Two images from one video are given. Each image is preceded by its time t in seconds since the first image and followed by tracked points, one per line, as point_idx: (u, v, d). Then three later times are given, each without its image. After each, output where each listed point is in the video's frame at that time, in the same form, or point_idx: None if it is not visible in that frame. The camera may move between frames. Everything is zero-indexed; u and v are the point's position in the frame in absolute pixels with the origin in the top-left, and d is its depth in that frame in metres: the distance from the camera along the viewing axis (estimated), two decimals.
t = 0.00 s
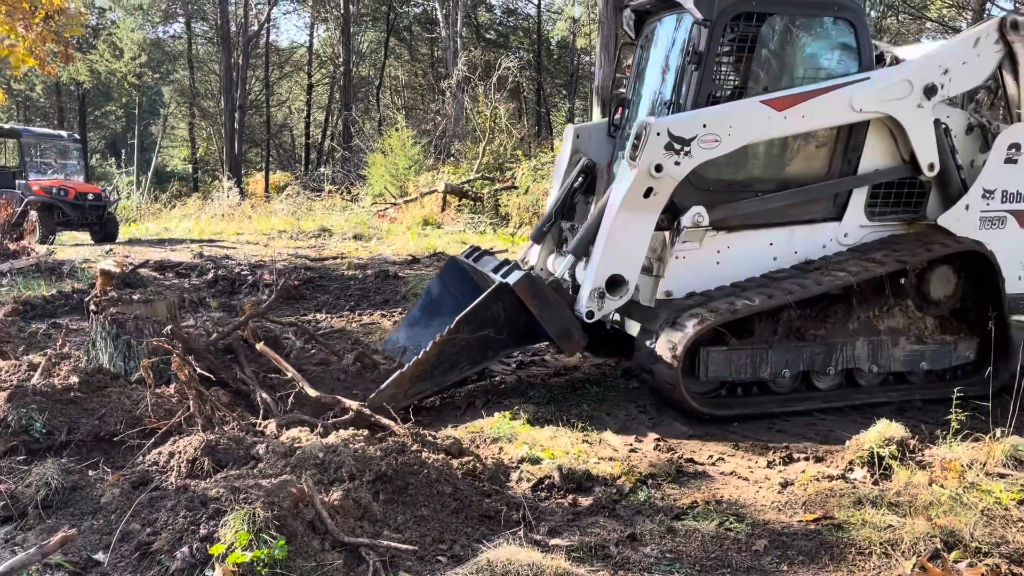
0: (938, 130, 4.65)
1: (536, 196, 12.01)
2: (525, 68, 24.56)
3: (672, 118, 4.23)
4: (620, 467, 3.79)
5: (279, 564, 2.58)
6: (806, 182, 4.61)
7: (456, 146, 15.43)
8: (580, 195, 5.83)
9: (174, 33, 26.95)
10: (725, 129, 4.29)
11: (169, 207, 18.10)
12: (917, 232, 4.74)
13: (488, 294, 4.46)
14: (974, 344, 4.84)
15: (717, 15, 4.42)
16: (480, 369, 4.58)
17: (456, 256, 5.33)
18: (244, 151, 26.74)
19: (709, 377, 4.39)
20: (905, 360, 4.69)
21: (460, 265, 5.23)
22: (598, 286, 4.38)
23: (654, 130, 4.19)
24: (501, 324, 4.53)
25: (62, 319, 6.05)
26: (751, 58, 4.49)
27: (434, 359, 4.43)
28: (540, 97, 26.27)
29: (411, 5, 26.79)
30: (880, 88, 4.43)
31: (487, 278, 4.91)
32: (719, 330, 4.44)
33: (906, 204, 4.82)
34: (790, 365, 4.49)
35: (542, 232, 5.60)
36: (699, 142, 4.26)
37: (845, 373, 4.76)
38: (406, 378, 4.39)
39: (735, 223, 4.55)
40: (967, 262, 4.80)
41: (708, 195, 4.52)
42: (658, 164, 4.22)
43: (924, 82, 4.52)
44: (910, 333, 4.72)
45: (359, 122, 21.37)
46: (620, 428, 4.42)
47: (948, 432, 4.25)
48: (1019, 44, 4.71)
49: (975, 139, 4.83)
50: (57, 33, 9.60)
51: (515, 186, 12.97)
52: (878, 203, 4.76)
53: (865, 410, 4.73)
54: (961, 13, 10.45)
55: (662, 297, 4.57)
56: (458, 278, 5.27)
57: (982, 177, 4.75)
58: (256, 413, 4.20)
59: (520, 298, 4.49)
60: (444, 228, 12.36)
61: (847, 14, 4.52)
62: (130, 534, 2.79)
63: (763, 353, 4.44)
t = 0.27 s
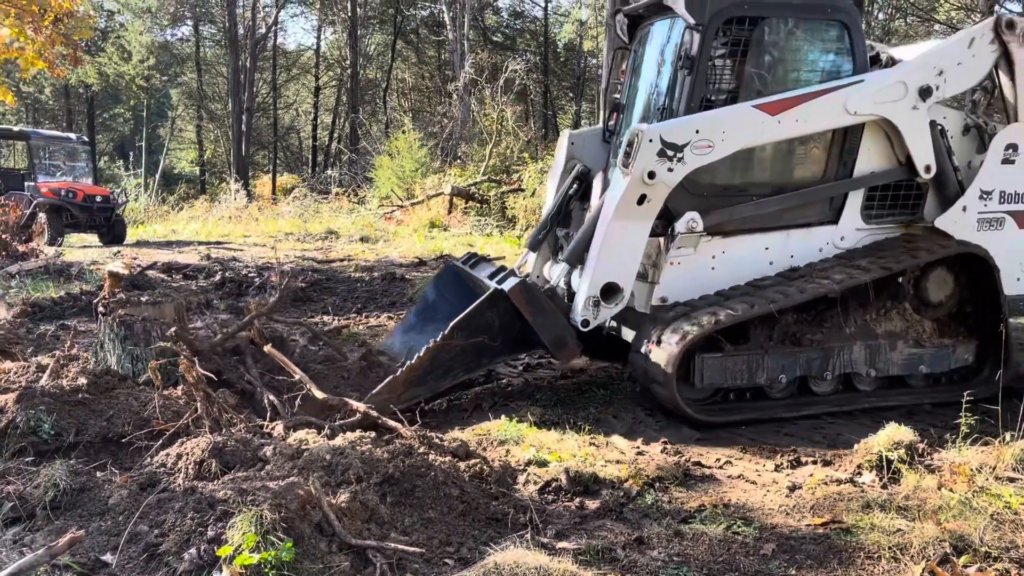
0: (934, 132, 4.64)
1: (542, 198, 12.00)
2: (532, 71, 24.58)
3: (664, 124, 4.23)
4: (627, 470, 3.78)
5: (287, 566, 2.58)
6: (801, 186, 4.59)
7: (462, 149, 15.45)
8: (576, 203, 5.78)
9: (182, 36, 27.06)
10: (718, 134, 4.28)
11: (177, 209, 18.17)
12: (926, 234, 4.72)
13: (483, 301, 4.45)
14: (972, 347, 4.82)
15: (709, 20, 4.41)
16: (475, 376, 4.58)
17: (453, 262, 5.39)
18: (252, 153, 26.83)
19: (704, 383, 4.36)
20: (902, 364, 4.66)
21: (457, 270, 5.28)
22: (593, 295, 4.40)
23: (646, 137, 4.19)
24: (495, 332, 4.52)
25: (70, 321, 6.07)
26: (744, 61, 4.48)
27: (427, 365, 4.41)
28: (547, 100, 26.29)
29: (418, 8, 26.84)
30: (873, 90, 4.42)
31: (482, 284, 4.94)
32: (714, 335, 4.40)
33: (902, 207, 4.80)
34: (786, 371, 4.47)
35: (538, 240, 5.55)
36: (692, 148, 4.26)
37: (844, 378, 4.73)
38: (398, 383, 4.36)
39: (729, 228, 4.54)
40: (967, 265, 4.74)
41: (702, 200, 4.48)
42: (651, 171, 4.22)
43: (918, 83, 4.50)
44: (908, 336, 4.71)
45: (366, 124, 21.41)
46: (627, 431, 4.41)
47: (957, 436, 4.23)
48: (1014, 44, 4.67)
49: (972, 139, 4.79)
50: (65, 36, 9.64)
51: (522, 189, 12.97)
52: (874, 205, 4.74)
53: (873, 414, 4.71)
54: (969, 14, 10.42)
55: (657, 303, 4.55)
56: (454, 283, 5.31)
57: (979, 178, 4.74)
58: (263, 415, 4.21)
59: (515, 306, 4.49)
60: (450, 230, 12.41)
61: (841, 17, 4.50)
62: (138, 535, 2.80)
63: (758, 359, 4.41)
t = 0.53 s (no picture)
0: (930, 132, 4.63)
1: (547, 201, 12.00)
2: (537, 74, 24.59)
3: (658, 134, 4.24)
4: (633, 474, 3.77)
5: (292, 568, 2.58)
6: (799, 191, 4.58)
7: (468, 152, 15.46)
8: (574, 212, 5.82)
9: (188, 39, 27.16)
10: (713, 142, 4.29)
11: (183, 211, 18.21)
12: (931, 236, 4.71)
13: (483, 309, 4.47)
14: (973, 348, 4.79)
15: (702, 26, 4.41)
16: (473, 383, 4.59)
17: (454, 269, 5.38)
18: (258, 156, 26.91)
19: (704, 393, 4.36)
20: (903, 369, 4.65)
21: (459, 278, 5.27)
22: (592, 306, 4.42)
23: (641, 147, 4.21)
24: (495, 340, 4.53)
25: (76, 323, 6.09)
26: (739, 66, 4.47)
27: (425, 371, 4.42)
28: (552, 103, 26.29)
29: (424, 11, 26.89)
30: (868, 95, 4.42)
31: (483, 292, 4.96)
32: (714, 344, 4.40)
33: (901, 209, 4.79)
34: (786, 377, 4.45)
35: (538, 249, 5.56)
36: (687, 157, 4.27)
37: (845, 383, 4.72)
38: (396, 389, 4.38)
39: (727, 234, 4.52)
40: (966, 266, 4.71)
41: (698, 208, 4.47)
42: (646, 181, 4.24)
43: (914, 84, 4.49)
44: (909, 339, 4.69)
45: (372, 127, 21.45)
46: (631, 434, 4.40)
47: (964, 441, 4.21)
48: (1010, 43, 4.65)
49: (971, 139, 4.78)
50: (73, 39, 9.69)
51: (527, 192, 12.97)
52: (873, 207, 4.73)
53: (880, 418, 4.69)
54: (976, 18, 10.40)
55: (655, 311, 4.55)
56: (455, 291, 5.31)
57: (978, 178, 4.72)
58: (269, 418, 4.21)
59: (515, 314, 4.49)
60: (456, 233, 12.43)
61: (835, 19, 4.48)
62: (143, 537, 2.80)
63: (758, 366, 4.40)
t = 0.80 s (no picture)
0: (931, 132, 4.62)
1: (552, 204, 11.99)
2: (542, 77, 24.59)
3: (657, 142, 4.22)
4: (637, 478, 3.77)
5: (297, 571, 2.58)
6: (800, 196, 4.57)
7: (472, 154, 15.49)
8: (576, 221, 5.88)
9: (194, 41, 27.25)
10: (713, 148, 4.28)
11: (188, 213, 18.26)
12: (937, 239, 4.69)
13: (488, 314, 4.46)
14: (979, 349, 4.77)
15: (699, 31, 4.38)
16: (475, 388, 4.59)
17: (460, 274, 5.44)
18: (263, 158, 26.98)
19: (709, 399, 4.34)
20: (909, 369, 4.65)
21: (464, 282, 5.31)
22: (595, 316, 4.40)
23: (640, 156, 4.18)
24: (499, 344, 4.53)
25: (82, 324, 6.11)
26: (737, 71, 4.45)
27: (427, 375, 4.42)
28: (557, 106, 26.28)
29: (429, 14, 26.94)
30: (868, 100, 4.40)
31: (488, 296, 4.97)
32: (717, 349, 4.38)
33: (904, 208, 4.76)
34: (791, 381, 4.44)
35: (539, 260, 5.62)
36: (687, 164, 4.26)
37: (850, 386, 4.70)
38: (398, 390, 4.37)
39: (729, 239, 4.52)
40: (970, 265, 4.66)
41: (699, 213, 4.48)
42: (646, 190, 4.22)
43: (913, 86, 4.47)
44: (914, 340, 4.69)
45: (377, 130, 21.50)
46: (636, 438, 4.40)
47: (971, 446, 4.19)
48: (1009, 40, 4.62)
49: (973, 137, 4.78)
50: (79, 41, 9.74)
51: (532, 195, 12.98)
52: (875, 209, 4.72)
53: (885, 423, 4.68)
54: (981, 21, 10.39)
55: (658, 318, 4.54)
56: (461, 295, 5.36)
57: (981, 177, 4.71)
58: (274, 420, 4.21)
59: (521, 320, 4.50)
60: (460, 235, 12.45)
61: (833, 22, 4.46)
62: (148, 539, 2.80)
63: (763, 371, 4.39)
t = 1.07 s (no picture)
0: (935, 139, 4.62)
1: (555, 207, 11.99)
2: (546, 79, 24.59)
3: (661, 143, 4.20)
4: (640, 481, 3.76)
5: (299, 573, 2.59)
6: (804, 200, 4.56)
7: (476, 157, 15.51)
8: (578, 220, 5.93)
9: (198, 43, 27.31)
10: (717, 150, 4.27)
11: (192, 214, 18.29)
12: (941, 248, 4.69)
13: (497, 294, 4.57)
14: (981, 357, 4.77)
15: (705, 33, 4.36)
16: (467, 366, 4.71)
17: (469, 262, 5.75)
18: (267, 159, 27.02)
19: (709, 403, 4.34)
20: (910, 375, 4.63)
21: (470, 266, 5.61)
22: (595, 315, 4.42)
23: (645, 155, 4.16)
24: (501, 327, 4.66)
25: (86, 325, 6.12)
26: (742, 74, 4.45)
27: (424, 342, 4.55)
28: (561, 108, 26.27)
29: (433, 16, 26.97)
30: (873, 104, 4.40)
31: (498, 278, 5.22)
32: (718, 353, 4.38)
33: (906, 215, 4.77)
34: (792, 385, 4.43)
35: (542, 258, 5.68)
36: (690, 166, 4.25)
37: (850, 392, 4.69)
38: (391, 350, 4.50)
39: (731, 243, 4.51)
40: (971, 272, 4.69)
41: (702, 216, 4.46)
42: (650, 190, 4.21)
43: (918, 92, 4.48)
44: (915, 347, 4.67)
45: (381, 132, 21.52)
46: (639, 441, 4.40)
47: (974, 451, 4.18)
48: (1013, 49, 4.64)
49: (976, 146, 4.76)
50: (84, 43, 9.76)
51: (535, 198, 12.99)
52: (877, 214, 4.71)
53: (888, 427, 4.68)
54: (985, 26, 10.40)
55: (659, 320, 4.53)
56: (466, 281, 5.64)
57: (983, 185, 4.71)
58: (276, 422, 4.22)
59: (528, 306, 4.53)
60: (463, 237, 12.45)
61: (839, 26, 4.46)
62: (151, 540, 2.80)
63: (763, 375, 4.38)
